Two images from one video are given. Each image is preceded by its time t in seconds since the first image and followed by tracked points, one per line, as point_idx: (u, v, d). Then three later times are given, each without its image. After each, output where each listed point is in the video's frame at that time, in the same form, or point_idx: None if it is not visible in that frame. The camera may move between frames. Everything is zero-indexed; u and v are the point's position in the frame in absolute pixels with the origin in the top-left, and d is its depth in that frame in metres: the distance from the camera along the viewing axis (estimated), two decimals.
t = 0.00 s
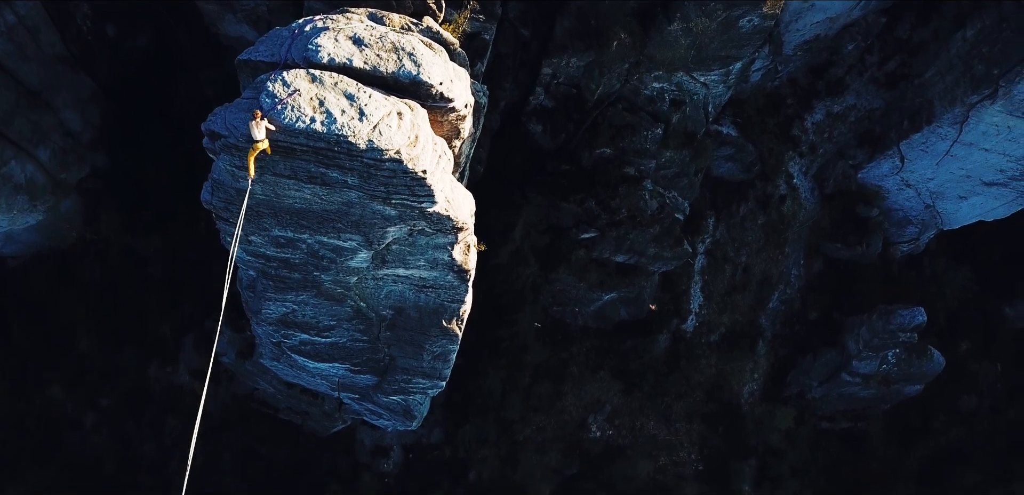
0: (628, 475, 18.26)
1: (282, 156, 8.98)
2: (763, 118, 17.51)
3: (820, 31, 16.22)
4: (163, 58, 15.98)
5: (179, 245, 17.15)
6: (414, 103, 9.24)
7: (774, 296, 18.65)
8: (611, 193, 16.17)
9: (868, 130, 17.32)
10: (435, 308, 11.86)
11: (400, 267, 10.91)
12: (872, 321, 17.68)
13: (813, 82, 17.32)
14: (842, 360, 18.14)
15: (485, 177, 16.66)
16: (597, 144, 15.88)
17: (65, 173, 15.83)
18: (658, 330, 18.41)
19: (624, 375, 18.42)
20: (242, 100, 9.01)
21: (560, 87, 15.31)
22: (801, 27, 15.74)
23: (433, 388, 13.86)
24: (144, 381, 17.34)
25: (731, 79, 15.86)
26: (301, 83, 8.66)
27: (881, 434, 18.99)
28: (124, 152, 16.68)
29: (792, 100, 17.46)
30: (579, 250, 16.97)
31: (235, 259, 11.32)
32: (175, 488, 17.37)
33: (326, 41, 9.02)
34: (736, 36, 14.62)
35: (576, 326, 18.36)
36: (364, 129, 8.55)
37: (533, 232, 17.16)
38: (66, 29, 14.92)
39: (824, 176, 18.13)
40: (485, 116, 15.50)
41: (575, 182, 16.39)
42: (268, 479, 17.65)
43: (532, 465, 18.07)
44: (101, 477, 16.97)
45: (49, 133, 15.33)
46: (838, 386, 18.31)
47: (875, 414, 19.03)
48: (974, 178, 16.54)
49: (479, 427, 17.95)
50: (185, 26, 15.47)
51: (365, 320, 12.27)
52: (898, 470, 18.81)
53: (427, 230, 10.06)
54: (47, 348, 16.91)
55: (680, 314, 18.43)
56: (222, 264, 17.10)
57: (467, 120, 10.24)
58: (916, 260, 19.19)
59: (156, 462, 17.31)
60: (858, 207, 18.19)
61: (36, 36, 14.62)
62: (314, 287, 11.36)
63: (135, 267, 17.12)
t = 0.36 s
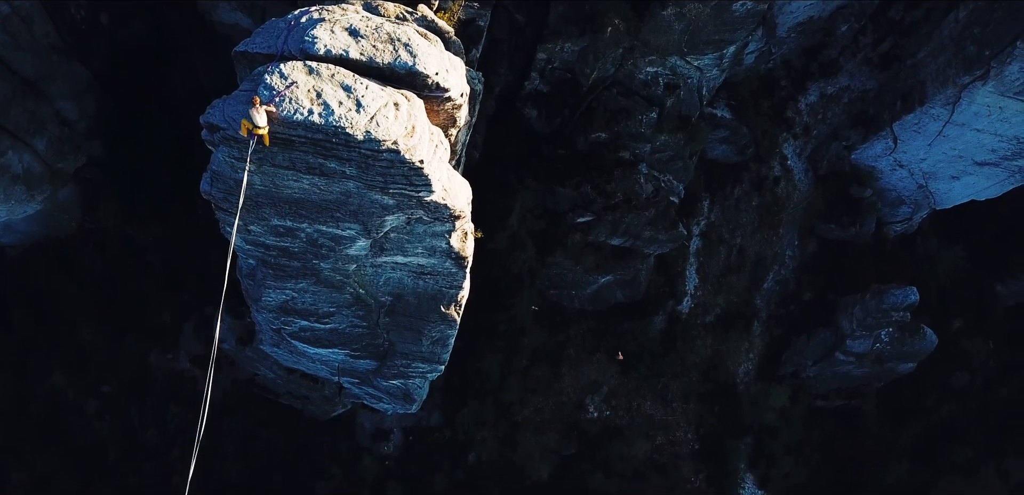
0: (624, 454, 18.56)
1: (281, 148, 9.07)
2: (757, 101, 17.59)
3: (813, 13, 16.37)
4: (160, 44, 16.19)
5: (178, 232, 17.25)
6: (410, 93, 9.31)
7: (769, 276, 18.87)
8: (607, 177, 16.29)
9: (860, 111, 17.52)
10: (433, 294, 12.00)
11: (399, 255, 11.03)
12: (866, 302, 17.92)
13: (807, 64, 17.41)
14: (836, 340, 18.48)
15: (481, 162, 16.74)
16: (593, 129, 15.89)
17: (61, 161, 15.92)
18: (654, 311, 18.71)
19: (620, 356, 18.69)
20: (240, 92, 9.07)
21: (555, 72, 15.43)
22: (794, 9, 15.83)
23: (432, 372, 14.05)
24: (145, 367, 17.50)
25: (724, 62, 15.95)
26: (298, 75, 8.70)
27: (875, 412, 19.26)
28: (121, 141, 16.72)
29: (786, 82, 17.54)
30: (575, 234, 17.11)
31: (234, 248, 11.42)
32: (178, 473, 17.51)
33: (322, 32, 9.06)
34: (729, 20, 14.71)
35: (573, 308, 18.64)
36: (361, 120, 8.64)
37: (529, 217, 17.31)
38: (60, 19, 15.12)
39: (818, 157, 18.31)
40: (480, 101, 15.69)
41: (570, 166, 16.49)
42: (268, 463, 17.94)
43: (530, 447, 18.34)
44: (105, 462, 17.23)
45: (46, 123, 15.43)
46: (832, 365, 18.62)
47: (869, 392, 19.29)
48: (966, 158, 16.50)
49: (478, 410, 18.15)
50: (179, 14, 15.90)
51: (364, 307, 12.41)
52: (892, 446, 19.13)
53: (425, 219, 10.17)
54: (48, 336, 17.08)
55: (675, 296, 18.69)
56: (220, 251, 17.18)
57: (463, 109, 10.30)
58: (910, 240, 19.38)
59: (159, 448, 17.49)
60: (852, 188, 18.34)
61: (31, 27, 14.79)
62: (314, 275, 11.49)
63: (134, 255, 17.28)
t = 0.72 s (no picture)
0: (622, 434, 18.88)
1: (279, 139, 9.18)
2: (750, 83, 17.68)
3: None
4: (154, 35, 16.69)
5: (177, 218, 17.74)
6: (406, 83, 9.40)
7: (763, 257, 19.08)
8: (602, 161, 16.43)
9: (854, 92, 17.42)
10: (432, 280, 12.16)
11: (397, 242, 11.17)
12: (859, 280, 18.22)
13: (801, 46, 17.52)
14: (830, 318, 18.72)
15: (478, 145, 16.70)
16: (587, 114, 16.14)
17: (59, 151, 15.94)
18: (650, 293, 18.91)
19: (616, 338, 18.98)
20: (238, 84, 9.15)
21: (550, 57, 15.63)
22: None
23: (431, 356, 14.25)
24: (145, 354, 17.65)
25: (718, 45, 15.97)
26: (296, 67, 8.80)
27: (868, 389, 19.62)
28: (118, 130, 17.12)
29: (780, 63, 17.62)
30: (571, 218, 17.27)
31: (234, 236, 11.55)
32: (181, 456, 17.99)
33: (319, 24, 9.14)
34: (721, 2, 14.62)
35: (569, 291, 18.86)
36: (359, 111, 8.74)
37: (525, 202, 17.37)
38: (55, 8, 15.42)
39: (812, 137, 18.41)
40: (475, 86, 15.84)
41: (566, 150, 16.63)
42: (270, 447, 18.19)
43: (528, 427, 18.66)
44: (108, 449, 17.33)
45: (42, 113, 15.39)
46: (826, 344, 18.95)
47: (862, 369, 19.66)
48: (958, 138, 16.63)
49: (477, 393, 18.41)
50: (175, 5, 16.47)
51: (364, 293, 12.58)
52: (884, 422, 19.44)
53: (423, 207, 10.30)
54: (47, 327, 16.89)
55: (671, 277, 18.87)
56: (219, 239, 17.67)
57: (459, 97, 10.38)
58: (903, 219, 19.57)
59: (160, 435, 17.72)
60: (845, 168, 18.44)
61: (25, 16, 15.01)
62: (313, 262, 11.64)
63: (134, 244, 17.49)
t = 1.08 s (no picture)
0: (619, 414, 19.20)
1: (279, 129, 9.27)
2: (745, 64, 17.73)
3: None
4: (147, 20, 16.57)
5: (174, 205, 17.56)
6: (403, 73, 9.48)
7: (758, 238, 19.31)
8: (597, 144, 16.52)
9: (847, 73, 17.67)
10: (430, 265, 12.31)
11: (396, 229, 11.30)
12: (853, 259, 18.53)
13: (795, 27, 17.54)
14: (825, 297, 18.99)
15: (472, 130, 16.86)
16: (584, 97, 16.23)
17: (56, 140, 16.08)
18: (646, 275, 19.04)
19: (613, 319, 19.29)
20: (236, 75, 9.20)
21: (544, 41, 15.78)
22: None
23: (431, 340, 14.47)
24: (146, 340, 17.89)
25: (712, 27, 15.95)
26: (293, 58, 8.87)
27: (862, 366, 19.96)
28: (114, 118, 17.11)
29: (774, 44, 17.62)
30: (568, 202, 17.28)
31: (234, 225, 11.66)
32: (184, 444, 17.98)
33: (315, 15, 9.22)
34: None
35: (566, 274, 19.11)
36: (356, 102, 8.84)
37: (522, 186, 17.44)
38: None
39: (806, 118, 18.54)
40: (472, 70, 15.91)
41: (561, 134, 16.77)
42: (272, 430, 18.47)
43: (527, 408, 18.96)
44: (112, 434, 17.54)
45: (38, 102, 15.51)
46: (821, 322, 19.16)
47: (857, 347, 19.90)
48: (951, 118, 16.74)
49: (476, 375, 18.65)
50: None
51: (363, 279, 12.74)
52: (877, 399, 19.87)
53: (421, 195, 10.42)
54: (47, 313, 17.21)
55: (667, 259, 18.99)
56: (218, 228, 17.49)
57: (455, 85, 10.45)
58: (897, 198, 19.81)
59: (163, 419, 17.93)
60: (840, 148, 18.49)
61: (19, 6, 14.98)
62: (313, 249, 11.77)
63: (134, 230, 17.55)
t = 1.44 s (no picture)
0: (617, 394, 19.48)
1: (278, 120, 9.35)
2: (739, 46, 17.85)
3: None
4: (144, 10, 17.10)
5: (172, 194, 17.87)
6: (400, 62, 9.57)
7: (753, 219, 19.49)
8: (593, 128, 16.62)
9: (841, 54, 17.57)
10: (429, 251, 12.47)
11: (394, 216, 11.43)
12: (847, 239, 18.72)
13: (790, 7, 17.54)
14: (819, 278, 19.21)
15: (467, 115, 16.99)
16: (579, 81, 16.29)
17: (53, 128, 16.07)
18: (642, 256, 19.27)
19: (609, 300, 19.57)
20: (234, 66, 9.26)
21: (539, 25, 15.80)
22: None
23: (430, 324, 14.65)
24: (147, 326, 18.05)
25: (706, 10, 15.85)
26: (291, 49, 8.95)
27: (856, 344, 20.27)
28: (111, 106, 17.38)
29: (769, 25, 17.67)
30: (564, 186, 17.47)
31: (233, 213, 11.77)
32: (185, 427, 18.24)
33: (312, 6, 9.29)
34: None
35: (563, 256, 19.32)
36: (354, 92, 8.92)
37: (518, 170, 17.58)
38: None
39: (801, 98, 18.65)
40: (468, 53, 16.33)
41: (556, 117, 16.87)
42: (273, 414, 18.72)
43: (526, 390, 19.21)
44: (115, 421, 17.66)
45: (34, 90, 15.47)
46: (816, 302, 19.40)
47: (851, 325, 20.25)
48: (944, 97, 16.81)
49: (474, 357, 18.90)
50: None
51: (363, 265, 12.89)
52: (872, 378, 20.14)
53: (419, 182, 10.54)
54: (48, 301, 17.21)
55: (663, 240, 19.24)
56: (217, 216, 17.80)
57: (451, 73, 10.53)
58: (891, 178, 19.92)
59: (166, 405, 18.07)
60: (834, 129, 18.59)
61: None
62: (312, 237, 11.91)
63: (133, 218, 17.75)
